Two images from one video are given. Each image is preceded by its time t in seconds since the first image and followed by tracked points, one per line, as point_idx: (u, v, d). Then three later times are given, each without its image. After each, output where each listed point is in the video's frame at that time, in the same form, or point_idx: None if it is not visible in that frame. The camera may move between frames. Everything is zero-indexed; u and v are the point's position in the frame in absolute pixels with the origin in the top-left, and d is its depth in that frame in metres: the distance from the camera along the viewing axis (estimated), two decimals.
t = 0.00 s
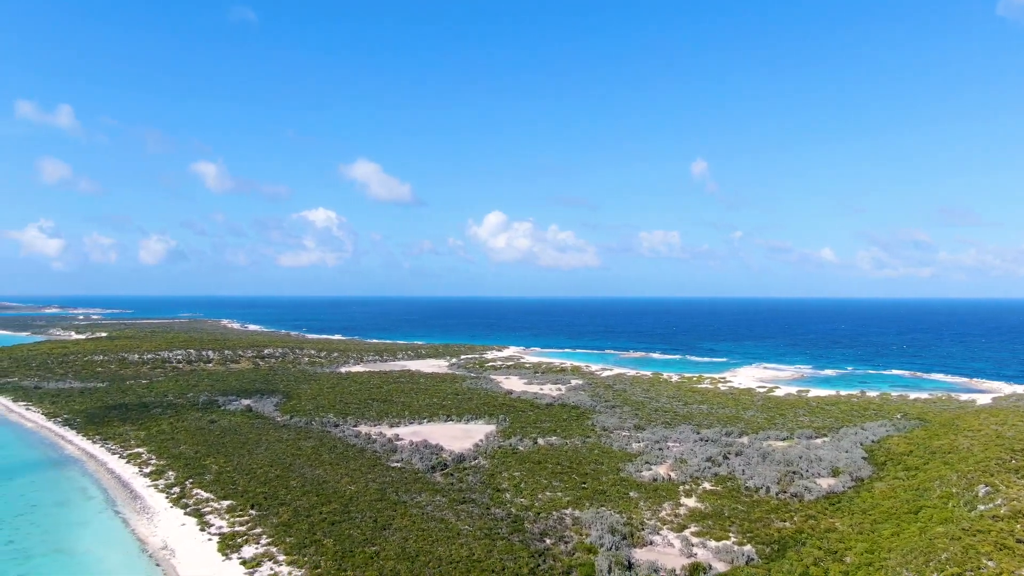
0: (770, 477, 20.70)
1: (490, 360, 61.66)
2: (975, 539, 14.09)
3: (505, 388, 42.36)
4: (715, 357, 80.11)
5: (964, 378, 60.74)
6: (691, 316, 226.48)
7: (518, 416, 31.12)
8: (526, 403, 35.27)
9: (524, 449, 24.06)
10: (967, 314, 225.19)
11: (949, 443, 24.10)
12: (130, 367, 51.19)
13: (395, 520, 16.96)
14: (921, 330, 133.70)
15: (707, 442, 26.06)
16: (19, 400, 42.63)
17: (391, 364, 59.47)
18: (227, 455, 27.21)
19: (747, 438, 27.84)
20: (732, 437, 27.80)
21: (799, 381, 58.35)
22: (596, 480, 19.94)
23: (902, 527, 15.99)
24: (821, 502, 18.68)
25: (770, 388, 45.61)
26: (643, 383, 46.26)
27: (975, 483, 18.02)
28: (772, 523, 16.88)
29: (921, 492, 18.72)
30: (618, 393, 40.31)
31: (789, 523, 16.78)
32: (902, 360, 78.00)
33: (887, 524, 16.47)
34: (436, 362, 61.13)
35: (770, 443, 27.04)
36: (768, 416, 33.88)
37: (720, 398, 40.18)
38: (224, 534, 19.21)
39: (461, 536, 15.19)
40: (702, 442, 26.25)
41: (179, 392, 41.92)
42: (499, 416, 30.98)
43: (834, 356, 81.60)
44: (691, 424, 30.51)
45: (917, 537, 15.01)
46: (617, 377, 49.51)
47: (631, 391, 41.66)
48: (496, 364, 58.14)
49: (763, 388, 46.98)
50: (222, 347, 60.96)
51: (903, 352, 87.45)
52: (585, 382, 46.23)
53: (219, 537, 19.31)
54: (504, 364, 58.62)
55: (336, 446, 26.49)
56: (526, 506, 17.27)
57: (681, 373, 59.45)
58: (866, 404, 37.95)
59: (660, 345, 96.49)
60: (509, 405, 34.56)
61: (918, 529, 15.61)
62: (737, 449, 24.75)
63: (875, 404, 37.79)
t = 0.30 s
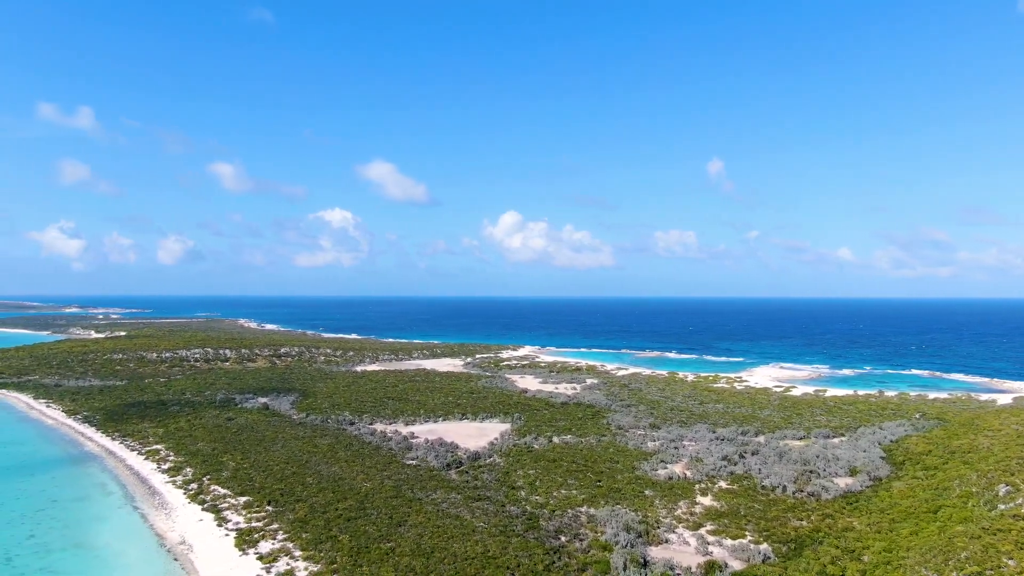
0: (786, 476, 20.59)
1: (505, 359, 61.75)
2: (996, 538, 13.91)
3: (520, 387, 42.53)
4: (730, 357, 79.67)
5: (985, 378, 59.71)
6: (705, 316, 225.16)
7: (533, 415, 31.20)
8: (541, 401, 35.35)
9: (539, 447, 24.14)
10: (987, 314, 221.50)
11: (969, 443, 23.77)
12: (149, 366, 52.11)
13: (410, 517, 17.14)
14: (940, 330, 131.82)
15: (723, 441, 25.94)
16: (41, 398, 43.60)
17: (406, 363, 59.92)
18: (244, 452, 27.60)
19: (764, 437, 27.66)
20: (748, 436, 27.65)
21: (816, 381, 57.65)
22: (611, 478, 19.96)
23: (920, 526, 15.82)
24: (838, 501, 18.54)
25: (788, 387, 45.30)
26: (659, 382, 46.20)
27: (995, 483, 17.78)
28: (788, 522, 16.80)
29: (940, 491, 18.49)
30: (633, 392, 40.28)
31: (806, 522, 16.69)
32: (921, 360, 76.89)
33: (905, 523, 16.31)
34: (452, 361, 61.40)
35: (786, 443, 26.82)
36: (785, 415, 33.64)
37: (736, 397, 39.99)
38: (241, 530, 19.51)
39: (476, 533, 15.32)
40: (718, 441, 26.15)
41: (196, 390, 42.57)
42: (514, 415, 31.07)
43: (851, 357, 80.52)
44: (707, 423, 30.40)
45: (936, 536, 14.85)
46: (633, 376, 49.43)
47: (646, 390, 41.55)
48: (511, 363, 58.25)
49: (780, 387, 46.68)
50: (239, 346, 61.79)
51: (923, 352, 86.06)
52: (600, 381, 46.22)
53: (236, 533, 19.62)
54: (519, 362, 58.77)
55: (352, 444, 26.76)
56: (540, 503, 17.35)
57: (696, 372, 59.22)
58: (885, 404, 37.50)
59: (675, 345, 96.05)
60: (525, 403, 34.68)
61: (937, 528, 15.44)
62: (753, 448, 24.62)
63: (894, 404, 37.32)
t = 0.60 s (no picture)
0: (803, 475, 20.47)
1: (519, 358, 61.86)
2: (1016, 537, 13.75)
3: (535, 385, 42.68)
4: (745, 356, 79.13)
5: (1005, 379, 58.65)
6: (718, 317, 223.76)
7: (547, 413, 31.27)
8: (555, 400, 35.45)
9: (553, 446, 24.21)
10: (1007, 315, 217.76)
11: (988, 442, 23.46)
12: (166, 364, 52.96)
13: (425, 513, 17.30)
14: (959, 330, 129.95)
15: (739, 440, 25.81)
16: (61, 396, 44.52)
17: (420, 361, 60.34)
18: (260, 449, 27.97)
19: (780, 436, 27.47)
20: (764, 435, 27.48)
21: (832, 380, 57.01)
22: (626, 476, 19.99)
23: (938, 525, 15.66)
24: (855, 500, 18.39)
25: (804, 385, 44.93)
26: (675, 382, 46.08)
27: (1015, 481, 17.52)
28: (805, 520, 16.69)
29: (958, 490, 18.28)
30: (648, 391, 40.23)
31: (823, 521, 16.58)
32: (939, 360, 75.77)
33: (923, 522, 16.15)
34: (466, 361, 61.66)
35: (803, 442, 26.62)
36: (801, 415, 33.38)
37: (752, 396, 39.78)
38: (257, 526, 19.81)
39: (491, 530, 15.44)
40: (733, 440, 26.02)
41: (213, 388, 43.20)
42: (528, 414, 31.15)
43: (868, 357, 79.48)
44: (722, 422, 30.25)
45: (953, 535, 14.72)
46: (647, 375, 49.31)
47: (660, 389, 41.44)
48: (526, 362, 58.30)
49: (796, 386, 46.28)
50: (256, 345, 62.62)
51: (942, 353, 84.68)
52: (614, 380, 46.17)
53: (252, 528, 19.91)
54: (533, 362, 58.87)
55: (367, 441, 26.99)
56: (555, 501, 17.43)
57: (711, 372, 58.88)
58: (903, 403, 37.05)
59: (689, 345, 95.63)
60: (539, 402, 34.78)
61: (955, 527, 15.28)
62: (769, 447, 24.47)
63: (912, 404, 36.85)
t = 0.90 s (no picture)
0: (818, 474, 20.33)
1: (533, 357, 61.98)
2: None
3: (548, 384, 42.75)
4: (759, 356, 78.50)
5: None
6: (731, 317, 222.01)
7: (561, 412, 31.32)
8: (568, 399, 35.52)
9: (567, 444, 24.27)
10: None
11: (1008, 442, 23.12)
12: (182, 363, 53.78)
13: (439, 510, 17.47)
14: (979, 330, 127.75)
15: (754, 439, 25.70)
16: (80, 394, 45.40)
17: (434, 361, 60.62)
18: (275, 446, 28.32)
19: (795, 435, 27.29)
20: (779, 434, 27.31)
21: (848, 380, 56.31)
22: (639, 475, 20.02)
23: (956, 524, 15.51)
24: (871, 499, 18.25)
25: (819, 385, 44.51)
26: (688, 381, 45.89)
27: None
28: (820, 519, 16.61)
29: (977, 489, 18.08)
30: (662, 390, 40.11)
31: (838, 519, 16.49)
32: (958, 360, 74.61)
33: (940, 521, 15.99)
34: (480, 360, 61.89)
35: (818, 441, 26.42)
36: (816, 414, 33.10)
37: (766, 395, 39.53)
38: (273, 521, 20.08)
39: (504, 527, 15.55)
40: (748, 439, 25.89)
41: (228, 387, 43.77)
42: (542, 412, 31.22)
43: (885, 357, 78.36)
44: (737, 422, 30.09)
45: (971, 534, 14.57)
46: (660, 374, 49.21)
47: (674, 388, 41.32)
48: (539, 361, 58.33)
49: (811, 386, 45.87)
50: (271, 344, 63.30)
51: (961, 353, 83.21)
52: (627, 379, 46.08)
53: (267, 524, 20.19)
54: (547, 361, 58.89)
55: (381, 439, 27.23)
56: (568, 499, 17.50)
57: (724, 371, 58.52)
58: (920, 403, 36.60)
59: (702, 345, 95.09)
60: (552, 401, 34.86)
61: (973, 526, 15.14)
62: (784, 446, 24.33)
63: (929, 403, 36.40)
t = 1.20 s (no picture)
0: (833, 473, 20.22)
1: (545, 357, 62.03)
2: None
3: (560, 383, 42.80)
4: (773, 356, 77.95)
5: None
6: (743, 318, 220.54)
7: (574, 411, 31.39)
8: (582, 398, 35.59)
9: (579, 442, 24.33)
10: None
11: None
12: (197, 361, 54.51)
13: (452, 507, 17.62)
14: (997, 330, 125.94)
15: (768, 438, 25.61)
16: (97, 391, 46.16)
17: (447, 360, 60.90)
18: (289, 444, 28.66)
19: (809, 434, 27.16)
20: (793, 433, 27.16)
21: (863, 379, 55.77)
22: (652, 473, 20.04)
23: (973, 523, 15.37)
24: (887, 498, 18.12)
25: (834, 385, 44.13)
26: (701, 380, 45.73)
27: None
28: (834, 517, 16.53)
29: (994, 488, 17.90)
30: (675, 389, 39.99)
31: (853, 518, 16.40)
32: (975, 360, 73.64)
33: (957, 520, 15.85)
34: (492, 359, 62.02)
35: (833, 440, 26.26)
36: (831, 413, 32.88)
37: (780, 394, 39.32)
38: (287, 517, 20.35)
39: (517, 523, 15.66)
40: (762, 438, 25.78)
41: (243, 385, 44.34)
42: (554, 411, 31.32)
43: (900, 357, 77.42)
44: (751, 420, 29.99)
45: (988, 533, 14.44)
46: (674, 374, 49.11)
47: (687, 387, 41.21)
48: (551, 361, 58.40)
49: (826, 386, 45.49)
50: (285, 343, 63.98)
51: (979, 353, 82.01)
52: (641, 378, 46.03)
53: (281, 520, 20.45)
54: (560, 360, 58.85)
55: (394, 437, 27.46)
56: (581, 496, 17.58)
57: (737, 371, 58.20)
58: (937, 402, 36.21)
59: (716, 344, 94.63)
60: (566, 399, 34.92)
61: (990, 524, 15.00)
62: (798, 445, 24.21)
63: (947, 403, 36.00)
